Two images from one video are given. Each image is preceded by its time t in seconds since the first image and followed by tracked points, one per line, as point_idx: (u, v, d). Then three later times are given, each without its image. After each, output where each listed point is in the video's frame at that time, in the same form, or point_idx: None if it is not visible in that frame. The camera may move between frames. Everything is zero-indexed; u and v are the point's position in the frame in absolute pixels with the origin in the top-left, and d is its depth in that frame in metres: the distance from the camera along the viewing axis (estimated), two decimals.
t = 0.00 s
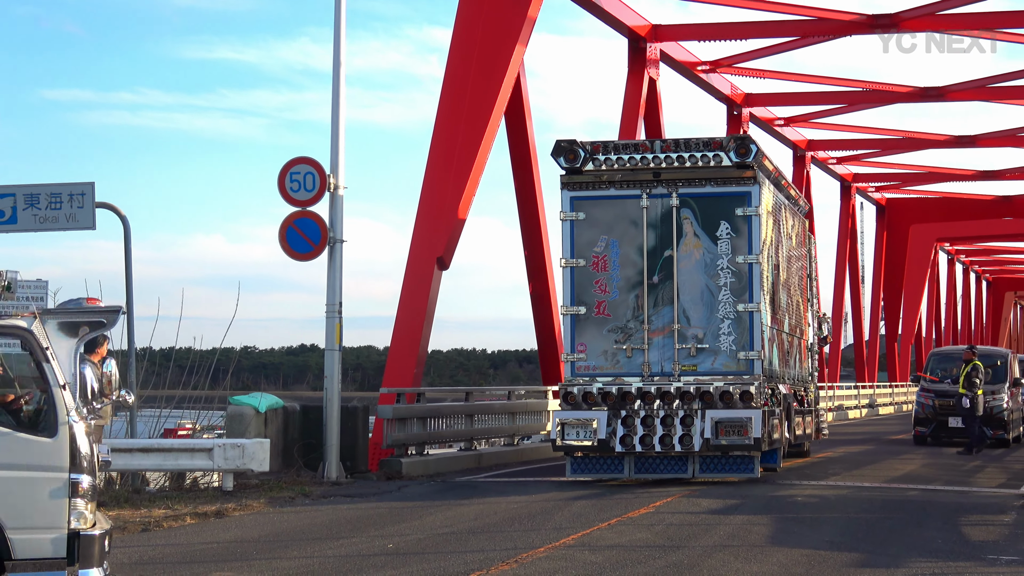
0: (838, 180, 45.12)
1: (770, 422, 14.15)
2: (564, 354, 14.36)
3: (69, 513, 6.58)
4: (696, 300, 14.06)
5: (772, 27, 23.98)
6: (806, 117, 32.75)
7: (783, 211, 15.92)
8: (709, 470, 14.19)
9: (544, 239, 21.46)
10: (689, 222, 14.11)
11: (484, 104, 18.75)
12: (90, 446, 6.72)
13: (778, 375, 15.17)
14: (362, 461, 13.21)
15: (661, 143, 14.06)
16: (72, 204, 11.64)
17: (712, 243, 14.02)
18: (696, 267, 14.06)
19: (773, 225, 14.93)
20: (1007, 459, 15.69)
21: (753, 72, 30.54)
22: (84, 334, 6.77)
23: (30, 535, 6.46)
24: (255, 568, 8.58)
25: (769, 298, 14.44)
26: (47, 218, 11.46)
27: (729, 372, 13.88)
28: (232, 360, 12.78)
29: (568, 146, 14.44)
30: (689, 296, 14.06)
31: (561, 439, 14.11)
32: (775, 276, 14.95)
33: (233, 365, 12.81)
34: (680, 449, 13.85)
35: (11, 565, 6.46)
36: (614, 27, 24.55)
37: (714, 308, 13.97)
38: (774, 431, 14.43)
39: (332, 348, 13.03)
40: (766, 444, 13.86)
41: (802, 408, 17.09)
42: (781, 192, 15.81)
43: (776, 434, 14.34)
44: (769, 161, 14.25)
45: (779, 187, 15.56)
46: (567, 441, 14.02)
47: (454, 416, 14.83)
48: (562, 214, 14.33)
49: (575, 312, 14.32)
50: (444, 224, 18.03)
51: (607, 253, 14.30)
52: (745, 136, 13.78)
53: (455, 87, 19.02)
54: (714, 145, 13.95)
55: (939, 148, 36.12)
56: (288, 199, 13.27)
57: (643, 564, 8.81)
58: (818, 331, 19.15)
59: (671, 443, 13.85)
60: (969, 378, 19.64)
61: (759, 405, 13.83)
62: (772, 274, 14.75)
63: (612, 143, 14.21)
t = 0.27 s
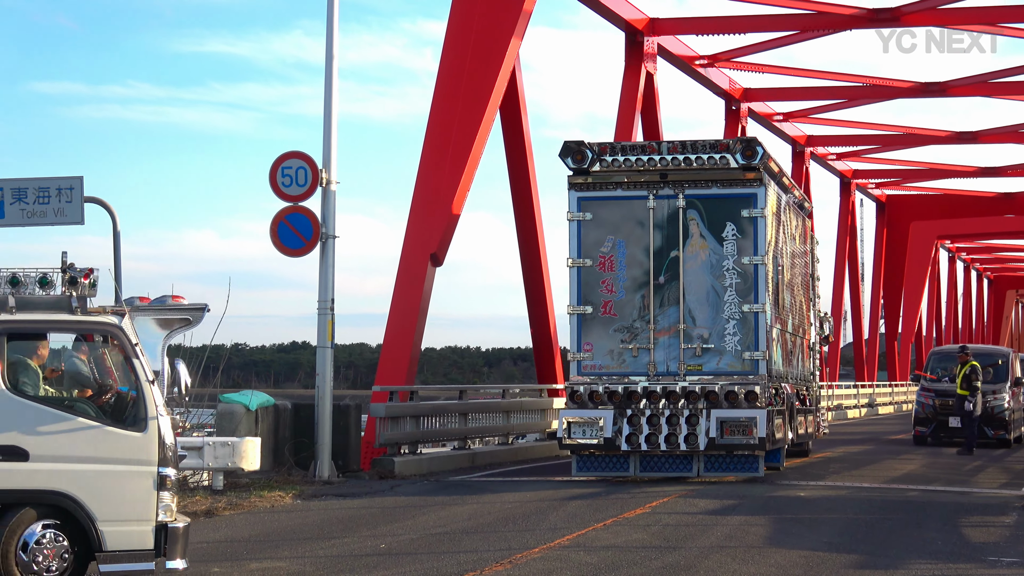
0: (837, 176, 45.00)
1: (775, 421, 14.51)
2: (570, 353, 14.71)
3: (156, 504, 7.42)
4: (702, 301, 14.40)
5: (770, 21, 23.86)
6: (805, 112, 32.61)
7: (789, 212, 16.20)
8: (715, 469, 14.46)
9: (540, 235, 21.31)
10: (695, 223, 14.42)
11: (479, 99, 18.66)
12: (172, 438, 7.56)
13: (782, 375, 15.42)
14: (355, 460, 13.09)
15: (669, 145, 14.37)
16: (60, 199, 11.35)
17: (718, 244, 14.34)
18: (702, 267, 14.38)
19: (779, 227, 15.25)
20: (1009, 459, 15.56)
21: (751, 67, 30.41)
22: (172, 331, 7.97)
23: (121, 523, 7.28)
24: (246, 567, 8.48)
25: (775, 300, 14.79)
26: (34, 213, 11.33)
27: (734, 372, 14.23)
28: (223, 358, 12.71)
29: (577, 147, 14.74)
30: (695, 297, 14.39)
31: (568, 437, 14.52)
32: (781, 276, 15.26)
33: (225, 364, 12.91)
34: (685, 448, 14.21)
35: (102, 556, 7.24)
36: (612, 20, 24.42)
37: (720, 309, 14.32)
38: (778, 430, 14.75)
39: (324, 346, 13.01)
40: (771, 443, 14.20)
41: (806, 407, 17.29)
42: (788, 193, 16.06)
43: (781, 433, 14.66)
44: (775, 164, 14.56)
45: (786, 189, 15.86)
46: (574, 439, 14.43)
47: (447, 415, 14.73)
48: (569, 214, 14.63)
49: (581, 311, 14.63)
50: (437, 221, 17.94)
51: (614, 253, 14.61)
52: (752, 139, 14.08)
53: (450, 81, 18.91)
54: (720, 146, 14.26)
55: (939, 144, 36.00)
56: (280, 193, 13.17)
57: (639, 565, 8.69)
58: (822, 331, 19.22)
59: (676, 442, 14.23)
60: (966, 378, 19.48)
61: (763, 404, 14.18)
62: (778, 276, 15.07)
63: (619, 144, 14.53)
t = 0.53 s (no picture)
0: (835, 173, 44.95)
1: (778, 417, 14.92)
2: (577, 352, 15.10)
3: (229, 495, 7.76)
4: (706, 300, 14.83)
5: (767, 17, 23.82)
6: (802, 108, 32.54)
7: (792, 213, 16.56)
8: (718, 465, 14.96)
9: (535, 232, 21.23)
10: (700, 224, 14.85)
11: (474, 95, 18.59)
12: (243, 430, 7.91)
13: (784, 372, 15.80)
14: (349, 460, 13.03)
15: (674, 147, 14.82)
16: (52, 196, 11.72)
17: (722, 244, 14.75)
18: (706, 267, 14.80)
19: (782, 228, 15.66)
20: (1008, 457, 15.50)
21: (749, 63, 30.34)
22: (242, 327, 8.47)
23: (198, 514, 7.59)
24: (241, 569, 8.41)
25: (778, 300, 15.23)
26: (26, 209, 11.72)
27: (738, 369, 14.67)
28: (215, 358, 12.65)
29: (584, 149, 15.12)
30: (699, 296, 14.82)
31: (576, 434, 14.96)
32: (784, 276, 15.65)
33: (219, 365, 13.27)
34: (690, 444, 14.67)
35: (180, 546, 7.56)
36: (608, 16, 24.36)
37: (724, 308, 14.75)
38: (782, 427, 15.16)
39: (316, 344, 12.97)
40: (774, 438, 14.63)
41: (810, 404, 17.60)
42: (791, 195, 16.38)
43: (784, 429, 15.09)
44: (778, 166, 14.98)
45: (789, 191, 16.25)
46: (581, 436, 14.85)
47: (443, 413, 14.67)
48: (576, 215, 14.99)
49: (587, 310, 15.02)
50: (432, 218, 17.90)
51: (620, 253, 15.00)
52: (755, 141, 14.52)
53: (444, 76, 18.81)
54: (725, 148, 14.68)
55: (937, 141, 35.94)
56: (274, 190, 13.13)
57: (635, 565, 8.62)
58: (823, 329, 19.35)
59: (682, 438, 14.70)
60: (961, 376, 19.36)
61: (766, 401, 14.62)
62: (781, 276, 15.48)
63: (624, 146, 14.90)
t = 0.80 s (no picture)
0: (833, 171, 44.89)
1: (780, 417, 14.96)
2: (582, 351, 15.22)
3: (289, 489, 8.02)
4: (708, 300, 14.88)
5: (765, 13, 23.76)
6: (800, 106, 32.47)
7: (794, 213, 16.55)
8: (721, 463, 15.05)
9: (531, 229, 21.20)
10: (702, 225, 14.87)
11: (468, 92, 18.53)
12: (300, 425, 8.13)
13: (786, 371, 15.81)
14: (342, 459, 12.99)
15: (676, 150, 14.85)
16: (43, 193, 11.82)
17: (724, 245, 14.77)
18: (708, 267, 14.84)
19: (784, 228, 15.66)
20: (1006, 457, 15.43)
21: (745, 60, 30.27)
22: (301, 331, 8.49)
23: (261, 507, 7.84)
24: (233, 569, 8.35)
25: (779, 299, 15.24)
26: (18, 208, 11.80)
27: (740, 369, 14.70)
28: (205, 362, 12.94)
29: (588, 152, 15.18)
30: (701, 296, 14.87)
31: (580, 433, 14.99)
32: (785, 276, 15.67)
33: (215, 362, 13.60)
34: (692, 443, 14.73)
35: (243, 539, 7.77)
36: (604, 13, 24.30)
37: (726, 308, 14.78)
38: (783, 426, 15.23)
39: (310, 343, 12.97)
40: (776, 438, 14.69)
41: (812, 402, 17.63)
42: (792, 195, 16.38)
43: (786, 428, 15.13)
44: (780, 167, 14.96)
45: (791, 191, 16.25)
46: (585, 435, 14.88)
47: (438, 412, 14.62)
48: (579, 217, 15.12)
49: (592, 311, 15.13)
50: (426, 215, 17.86)
51: (623, 255, 15.09)
52: (756, 143, 14.51)
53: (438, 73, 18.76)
54: (727, 151, 14.67)
55: (936, 138, 35.85)
56: (268, 187, 13.06)
57: (629, 565, 8.56)
58: (823, 327, 19.35)
59: (684, 437, 14.76)
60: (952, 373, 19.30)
61: (768, 400, 14.64)
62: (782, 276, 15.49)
63: (626, 149, 14.94)
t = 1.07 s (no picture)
0: (830, 169, 44.86)
1: (779, 415, 15.08)
2: (584, 351, 15.26)
3: (339, 483, 8.42)
4: (709, 301, 14.94)
5: (761, 11, 23.75)
6: (796, 103, 32.44)
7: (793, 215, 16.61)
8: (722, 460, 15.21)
9: (526, 226, 21.15)
10: (703, 227, 14.97)
11: (463, 90, 18.52)
12: (349, 421, 8.51)
13: (785, 370, 15.85)
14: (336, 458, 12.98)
15: (677, 154, 14.89)
16: (38, 193, 11.82)
17: (724, 247, 14.85)
18: (709, 268, 14.91)
19: (783, 230, 15.74)
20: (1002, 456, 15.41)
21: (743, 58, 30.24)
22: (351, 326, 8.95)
23: (312, 502, 8.22)
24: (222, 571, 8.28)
25: (779, 300, 15.33)
26: (11, 208, 11.82)
27: (740, 368, 14.78)
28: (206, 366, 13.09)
29: (590, 155, 15.25)
30: (702, 297, 14.93)
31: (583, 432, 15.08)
32: (784, 276, 15.76)
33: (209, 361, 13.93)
34: (693, 441, 14.81)
35: (298, 532, 8.18)
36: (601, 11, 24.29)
37: (726, 308, 14.85)
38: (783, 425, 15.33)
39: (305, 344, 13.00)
40: (775, 436, 14.81)
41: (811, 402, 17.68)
42: (791, 197, 16.45)
43: (784, 427, 15.24)
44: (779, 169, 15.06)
45: (790, 194, 16.31)
46: (588, 434, 14.97)
47: (434, 411, 14.61)
48: (582, 219, 15.17)
49: (595, 311, 15.18)
50: (422, 213, 17.88)
51: (625, 256, 15.15)
52: (756, 147, 14.58)
53: (434, 72, 18.77)
54: (727, 154, 14.73)
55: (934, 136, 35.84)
56: (263, 186, 13.04)
57: (624, 564, 8.55)
58: (822, 326, 19.36)
59: (685, 435, 14.84)
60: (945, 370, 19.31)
61: (768, 399, 14.73)
62: (782, 276, 15.57)
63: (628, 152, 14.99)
